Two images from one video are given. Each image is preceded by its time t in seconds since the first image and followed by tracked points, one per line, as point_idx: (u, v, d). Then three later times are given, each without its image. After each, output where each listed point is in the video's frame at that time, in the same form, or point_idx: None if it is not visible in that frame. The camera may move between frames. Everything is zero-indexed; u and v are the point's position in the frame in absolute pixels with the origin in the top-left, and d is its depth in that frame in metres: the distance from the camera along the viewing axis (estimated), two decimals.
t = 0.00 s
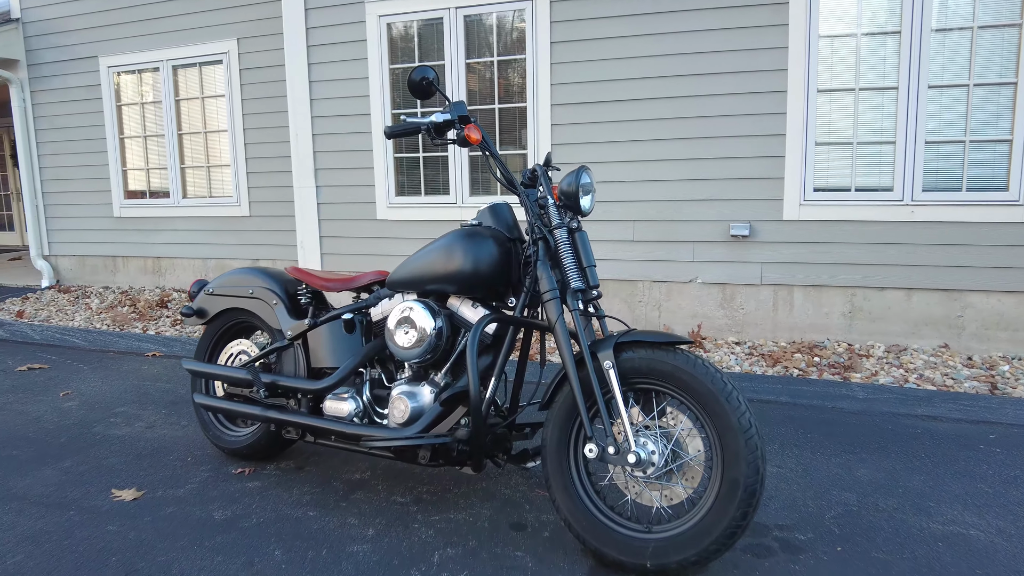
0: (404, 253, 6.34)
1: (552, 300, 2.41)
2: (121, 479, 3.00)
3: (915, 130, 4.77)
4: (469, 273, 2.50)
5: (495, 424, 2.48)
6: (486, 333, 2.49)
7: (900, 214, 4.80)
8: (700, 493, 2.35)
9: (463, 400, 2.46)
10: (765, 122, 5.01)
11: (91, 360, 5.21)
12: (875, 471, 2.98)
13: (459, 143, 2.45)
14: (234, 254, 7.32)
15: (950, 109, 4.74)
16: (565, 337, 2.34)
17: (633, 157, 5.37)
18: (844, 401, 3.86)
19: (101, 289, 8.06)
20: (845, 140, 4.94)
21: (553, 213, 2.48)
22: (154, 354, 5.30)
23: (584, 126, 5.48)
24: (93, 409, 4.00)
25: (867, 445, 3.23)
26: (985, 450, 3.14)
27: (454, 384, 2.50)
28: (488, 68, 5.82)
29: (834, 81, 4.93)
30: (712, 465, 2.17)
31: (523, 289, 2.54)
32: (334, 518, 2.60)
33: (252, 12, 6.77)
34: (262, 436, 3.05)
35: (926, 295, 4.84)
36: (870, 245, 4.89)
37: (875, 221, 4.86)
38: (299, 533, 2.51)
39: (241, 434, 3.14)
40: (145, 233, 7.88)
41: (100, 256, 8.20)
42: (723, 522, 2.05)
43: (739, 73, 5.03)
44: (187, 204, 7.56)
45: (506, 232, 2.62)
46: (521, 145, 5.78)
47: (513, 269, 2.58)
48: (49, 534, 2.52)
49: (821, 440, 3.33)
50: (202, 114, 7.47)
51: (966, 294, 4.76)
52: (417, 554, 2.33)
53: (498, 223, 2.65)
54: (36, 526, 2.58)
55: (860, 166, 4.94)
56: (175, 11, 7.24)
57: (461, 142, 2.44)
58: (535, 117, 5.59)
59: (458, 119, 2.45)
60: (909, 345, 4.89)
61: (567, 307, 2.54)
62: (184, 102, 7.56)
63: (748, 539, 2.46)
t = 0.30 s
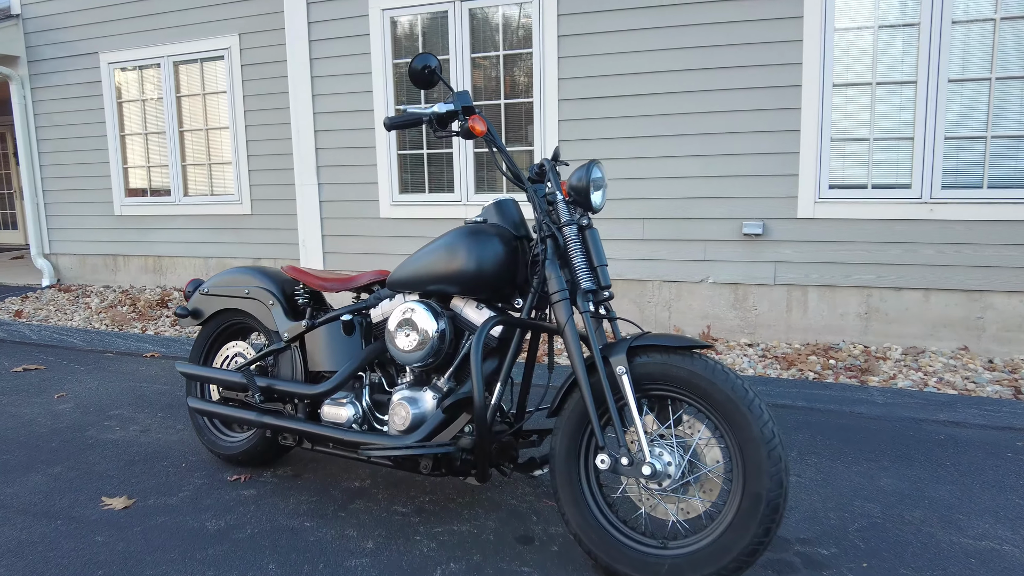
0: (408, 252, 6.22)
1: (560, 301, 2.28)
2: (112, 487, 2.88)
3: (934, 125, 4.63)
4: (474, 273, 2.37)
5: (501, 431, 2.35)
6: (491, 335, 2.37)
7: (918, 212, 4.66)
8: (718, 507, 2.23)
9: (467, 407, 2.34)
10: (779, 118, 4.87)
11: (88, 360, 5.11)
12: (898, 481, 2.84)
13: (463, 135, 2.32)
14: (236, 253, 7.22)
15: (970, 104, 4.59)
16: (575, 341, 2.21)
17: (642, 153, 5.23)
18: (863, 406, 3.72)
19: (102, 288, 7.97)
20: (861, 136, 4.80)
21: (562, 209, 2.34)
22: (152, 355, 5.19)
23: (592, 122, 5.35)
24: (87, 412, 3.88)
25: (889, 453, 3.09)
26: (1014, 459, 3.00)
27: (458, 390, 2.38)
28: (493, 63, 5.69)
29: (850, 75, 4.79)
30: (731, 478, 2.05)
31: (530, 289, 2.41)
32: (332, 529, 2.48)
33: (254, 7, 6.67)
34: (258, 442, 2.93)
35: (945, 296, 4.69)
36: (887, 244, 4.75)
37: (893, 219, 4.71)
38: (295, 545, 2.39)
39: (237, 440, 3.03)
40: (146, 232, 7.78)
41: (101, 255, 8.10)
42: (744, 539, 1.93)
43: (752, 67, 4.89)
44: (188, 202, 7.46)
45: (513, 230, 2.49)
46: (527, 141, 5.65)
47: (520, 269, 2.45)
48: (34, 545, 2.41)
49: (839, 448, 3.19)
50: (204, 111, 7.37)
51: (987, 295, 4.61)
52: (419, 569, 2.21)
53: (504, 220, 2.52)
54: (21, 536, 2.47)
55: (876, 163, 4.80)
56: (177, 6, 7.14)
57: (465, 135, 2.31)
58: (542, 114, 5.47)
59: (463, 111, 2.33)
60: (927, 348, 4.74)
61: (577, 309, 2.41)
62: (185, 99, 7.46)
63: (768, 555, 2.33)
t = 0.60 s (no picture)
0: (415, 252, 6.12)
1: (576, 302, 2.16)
2: (108, 494, 2.78)
3: (956, 123, 4.50)
4: (485, 272, 2.26)
5: (514, 439, 2.23)
6: (504, 338, 2.25)
7: (940, 211, 4.52)
8: (744, 520, 2.10)
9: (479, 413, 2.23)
10: (796, 115, 4.75)
11: (89, 361, 5.01)
12: (928, 491, 2.71)
13: (475, 127, 2.22)
14: (240, 253, 7.13)
15: (994, 101, 4.46)
16: (593, 345, 2.10)
17: (655, 151, 5.12)
18: (886, 412, 3.60)
19: (105, 288, 7.89)
20: (880, 134, 4.67)
21: (579, 206, 2.23)
22: (154, 356, 5.10)
23: (603, 119, 5.23)
24: (87, 415, 3.79)
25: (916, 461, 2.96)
26: None
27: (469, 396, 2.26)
28: (502, 59, 5.58)
29: (870, 71, 4.67)
30: (760, 491, 1.93)
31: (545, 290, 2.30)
32: (337, 541, 2.37)
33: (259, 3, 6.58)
34: (260, 448, 2.82)
35: (967, 299, 4.55)
36: (907, 244, 4.62)
37: (914, 219, 4.58)
38: (298, 557, 2.28)
39: (238, 445, 2.92)
40: (150, 231, 7.70)
41: (104, 254, 8.03)
42: (775, 557, 1.81)
43: (769, 63, 4.76)
44: (193, 201, 7.37)
45: (526, 228, 2.38)
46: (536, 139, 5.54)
47: (534, 269, 2.34)
48: (26, 555, 2.31)
49: (863, 455, 3.06)
50: (208, 108, 7.28)
51: (1010, 297, 4.48)
52: None
53: (517, 218, 2.40)
54: (13, 545, 2.37)
55: (896, 161, 4.67)
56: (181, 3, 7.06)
57: (477, 127, 2.20)
58: (552, 111, 5.35)
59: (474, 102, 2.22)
60: (948, 351, 4.60)
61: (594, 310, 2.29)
62: (189, 97, 7.37)
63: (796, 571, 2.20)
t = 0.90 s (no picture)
0: (419, 255, 6.05)
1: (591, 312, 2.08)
2: (104, 508, 2.69)
3: (973, 125, 4.41)
4: (496, 280, 2.17)
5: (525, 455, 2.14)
6: (516, 350, 2.17)
7: (956, 216, 4.43)
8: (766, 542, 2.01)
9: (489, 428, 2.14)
10: (809, 116, 4.66)
11: (88, 366, 4.93)
12: (952, 508, 2.62)
13: (486, 130, 2.13)
14: (242, 255, 7.05)
15: (1012, 103, 4.36)
16: (608, 357, 2.01)
17: (664, 154, 5.03)
18: (903, 422, 3.50)
19: (106, 290, 7.82)
20: (895, 136, 4.58)
21: (593, 212, 2.14)
22: (154, 361, 5.03)
23: (611, 121, 5.15)
24: (85, 423, 3.70)
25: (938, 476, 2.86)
26: None
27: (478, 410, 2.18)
28: (508, 60, 5.49)
29: (884, 73, 4.58)
30: (784, 512, 1.84)
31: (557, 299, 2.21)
32: (340, 559, 2.28)
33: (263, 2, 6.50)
34: (260, 460, 2.74)
35: (983, 305, 4.46)
36: (923, 249, 4.52)
37: (929, 223, 4.48)
38: None
39: (238, 457, 2.84)
40: (152, 233, 7.62)
41: (106, 256, 7.96)
42: None
43: (781, 64, 4.67)
44: (195, 202, 7.30)
45: (538, 234, 2.29)
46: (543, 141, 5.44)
47: (546, 277, 2.25)
48: (17, 573, 2.22)
49: (883, 469, 2.96)
50: (210, 109, 7.20)
51: None
52: None
53: (528, 224, 2.32)
54: (4, 563, 2.28)
55: (911, 164, 4.59)
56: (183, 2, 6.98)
57: (488, 129, 2.12)
58: (558, 112, 5.27)
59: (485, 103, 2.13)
60: (963, 359, 4.50)
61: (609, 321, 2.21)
62: (191, 97, 7.30)
63: None
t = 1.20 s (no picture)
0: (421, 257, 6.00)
1: (597, 317, 2.02)
2: (99, 515, 2.64)
3: (981, 126, 4.35)
4: (499, 284, 2.12)
5: (529, 462, 2.09)
6: (519, 356, 2.11)
7: (964, 217, 4.38)
8: (777, 553, 1.95)
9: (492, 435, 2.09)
10: (814, 117, 4.61)
11: (86, 369, 4.89)
12: (965, 516, 2.56)
13: (490, 130, 2.08)
14: (242, 257, 7.00)
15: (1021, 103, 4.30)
16: (615, 363, 1.95)
17: (668, 154, 4.98)
18: (911, 427, 3.44)
19: (105, 292, 7.77)
20: (902, 137, 4.53)
21: (599, 213, 2.09)
22: (152, 364, 4.98)
23: (615, 121, 5.09)
24: (82, 428, 3.65)
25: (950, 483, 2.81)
26: None
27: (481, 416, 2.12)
28: (510, 60, 5.45)
29: (891, 73, 4.53)
30: (796, 523, 1.78)
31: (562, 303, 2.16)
32: (339, 569, 2.23)
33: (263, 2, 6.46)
34: (259, 466, 2.69)
35: (991, 308, 4.40)
36: (930, 251, 4.46)
37: (937, 225, 4.43)
38: None
39: (236, 463, 2.79)
40: (151, 234, 7.57)
41: (105, 258, 7.91)
42: None
43: (786, 64, 4.62)
44: (194, 204, 7.25)
45: (541, 236, 2.24)
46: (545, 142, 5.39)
47: (551, 280, 2.20)
48: None
49: (893, 476, 2.90)
50: (210, 109, 7.16)
51: None
52: None
53: (532, 226, 2.26)
54: None
55: (918, 165, 4.53)
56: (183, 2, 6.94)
57: (492, 129, 2.06)
58: (561, 113, 5.21)
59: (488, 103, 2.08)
60: (971, 362, 4.45)
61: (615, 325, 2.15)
62: (191, 98, 7.25)
63: None
